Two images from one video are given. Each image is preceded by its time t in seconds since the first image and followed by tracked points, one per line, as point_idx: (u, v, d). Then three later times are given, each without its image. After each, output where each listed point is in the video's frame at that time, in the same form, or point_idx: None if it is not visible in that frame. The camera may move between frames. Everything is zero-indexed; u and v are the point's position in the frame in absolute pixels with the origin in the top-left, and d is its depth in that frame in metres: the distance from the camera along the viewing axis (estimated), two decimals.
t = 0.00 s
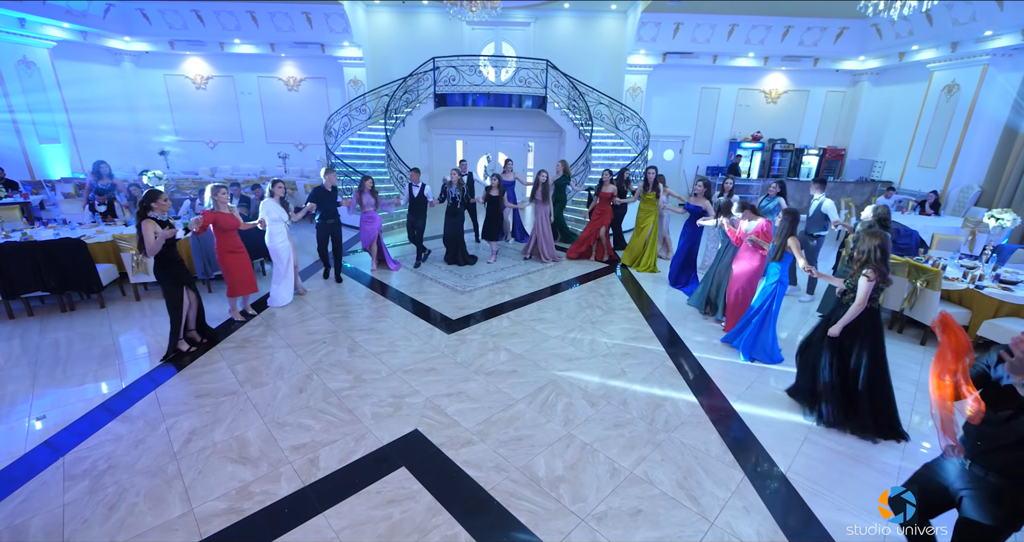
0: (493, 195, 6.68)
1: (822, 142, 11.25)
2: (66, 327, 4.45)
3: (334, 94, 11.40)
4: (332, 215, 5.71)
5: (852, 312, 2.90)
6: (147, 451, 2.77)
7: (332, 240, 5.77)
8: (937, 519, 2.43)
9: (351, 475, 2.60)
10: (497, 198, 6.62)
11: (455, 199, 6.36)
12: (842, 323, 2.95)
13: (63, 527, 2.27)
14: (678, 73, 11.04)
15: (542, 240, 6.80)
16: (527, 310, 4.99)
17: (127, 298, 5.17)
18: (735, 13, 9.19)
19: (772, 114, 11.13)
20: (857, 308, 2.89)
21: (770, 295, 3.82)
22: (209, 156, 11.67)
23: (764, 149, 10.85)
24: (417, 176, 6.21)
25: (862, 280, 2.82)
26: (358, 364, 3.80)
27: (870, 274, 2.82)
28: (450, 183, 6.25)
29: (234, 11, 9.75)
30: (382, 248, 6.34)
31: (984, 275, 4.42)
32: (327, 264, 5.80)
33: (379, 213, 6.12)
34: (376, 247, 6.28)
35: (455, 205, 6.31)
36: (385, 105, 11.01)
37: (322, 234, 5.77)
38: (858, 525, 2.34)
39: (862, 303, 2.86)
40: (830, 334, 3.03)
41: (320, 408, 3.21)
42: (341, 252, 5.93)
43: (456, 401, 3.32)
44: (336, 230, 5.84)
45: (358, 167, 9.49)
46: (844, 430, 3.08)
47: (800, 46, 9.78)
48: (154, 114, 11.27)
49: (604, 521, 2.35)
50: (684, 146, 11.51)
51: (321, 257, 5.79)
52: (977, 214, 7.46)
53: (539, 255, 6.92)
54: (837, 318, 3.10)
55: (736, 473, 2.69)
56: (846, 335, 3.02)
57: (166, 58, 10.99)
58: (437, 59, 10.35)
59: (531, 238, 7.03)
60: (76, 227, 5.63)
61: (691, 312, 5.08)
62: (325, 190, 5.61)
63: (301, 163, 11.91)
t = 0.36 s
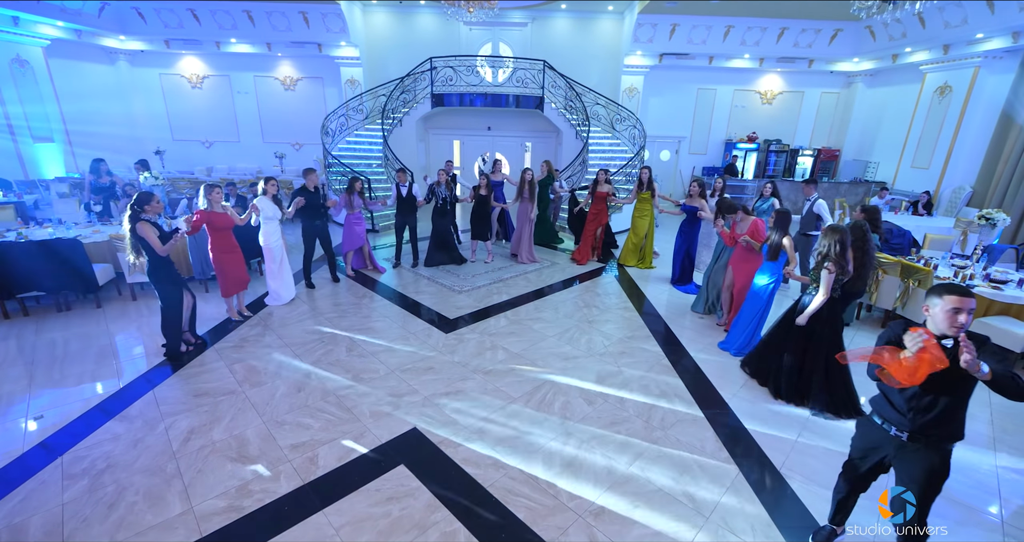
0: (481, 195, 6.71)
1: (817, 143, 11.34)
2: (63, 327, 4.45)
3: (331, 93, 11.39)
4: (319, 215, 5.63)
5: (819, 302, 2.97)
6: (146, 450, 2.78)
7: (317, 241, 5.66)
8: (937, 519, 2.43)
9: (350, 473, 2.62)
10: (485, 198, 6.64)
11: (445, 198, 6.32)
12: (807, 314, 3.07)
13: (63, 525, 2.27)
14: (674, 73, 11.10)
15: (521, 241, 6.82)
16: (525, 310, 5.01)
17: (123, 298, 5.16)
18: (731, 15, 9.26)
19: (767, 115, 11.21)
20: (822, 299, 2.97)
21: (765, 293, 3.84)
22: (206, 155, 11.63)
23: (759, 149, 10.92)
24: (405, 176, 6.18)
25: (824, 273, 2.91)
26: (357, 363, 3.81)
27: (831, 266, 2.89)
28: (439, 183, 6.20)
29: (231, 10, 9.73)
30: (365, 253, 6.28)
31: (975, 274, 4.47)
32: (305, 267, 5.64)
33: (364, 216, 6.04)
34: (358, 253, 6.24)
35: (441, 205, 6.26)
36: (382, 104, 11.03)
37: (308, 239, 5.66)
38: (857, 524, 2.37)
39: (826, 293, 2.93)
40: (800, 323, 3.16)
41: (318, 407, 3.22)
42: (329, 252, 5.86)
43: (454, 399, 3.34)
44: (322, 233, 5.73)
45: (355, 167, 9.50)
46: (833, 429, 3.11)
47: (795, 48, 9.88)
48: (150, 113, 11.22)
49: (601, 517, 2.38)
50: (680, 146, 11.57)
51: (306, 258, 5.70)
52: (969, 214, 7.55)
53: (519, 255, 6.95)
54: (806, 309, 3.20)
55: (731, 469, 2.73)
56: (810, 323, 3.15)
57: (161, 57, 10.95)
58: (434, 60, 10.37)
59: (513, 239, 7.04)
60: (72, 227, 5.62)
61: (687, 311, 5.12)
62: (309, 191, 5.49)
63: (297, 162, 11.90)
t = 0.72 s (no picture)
0: (473, 195, 6.77)
1: (810, 143, 11.46)
2: (60, 327, 4.46)
3: (327, 93, 11.38)
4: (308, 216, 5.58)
5: (791, 290, 3.28)
6: (147, 448, 2.81)
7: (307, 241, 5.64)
8: (938, 518, 2.48)
9: (351, 469, 2.65)
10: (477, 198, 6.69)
11: (438, 197, 6.36)
12: (782, 298, 3.35)
13: (67, 522, 2.30)
14: (669, 74, 11.17)
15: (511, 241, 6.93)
16: (522, 308, 5.06)
17: (121, 298, 5.17)
18: (725, 17, 9.34)
19: (761, 115, 11.31)
20: (795, 287, 3.28)
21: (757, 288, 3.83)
22: (201, 155, 11.60)
23: (753, 150, 11.01)
24: (394, 177, 6.18)
25: (802, 262, 3.23)
26: (356, 362, 3.84)
27: (809, 256, 3.23)
28: (432, 182, 6.24)
29: (226, 10, 9.72)
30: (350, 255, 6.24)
31: (962, 272, 4.55)
32: (303, 269, 5.67)
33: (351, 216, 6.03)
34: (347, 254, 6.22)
35: (435, 204, 6.30)
36: (378, 104, 11.06)
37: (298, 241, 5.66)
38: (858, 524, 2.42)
39: (799, 281, 3.24)
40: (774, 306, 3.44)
41: (319, 404, 3.26)
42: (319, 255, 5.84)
43: (453, 397, 3.38)
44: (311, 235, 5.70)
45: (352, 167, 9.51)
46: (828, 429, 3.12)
47: (788, 49, 10.01)
48: (144, 113, 11.17)
49: (598, 509, 2.43)
50: (675, 146, 11.66)
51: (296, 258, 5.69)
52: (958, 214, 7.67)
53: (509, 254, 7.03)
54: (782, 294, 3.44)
55: (726, 463, 2.78)
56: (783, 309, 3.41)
57: (156, 57, 10.91)
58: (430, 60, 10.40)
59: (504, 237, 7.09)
60: (69, 227, 5.63)
61: (682, 310, 5.19)
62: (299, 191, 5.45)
63: (293, 162, 11.89)
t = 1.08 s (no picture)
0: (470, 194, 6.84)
1: (801, 143, 11.62)
2: (58, 326, 4.47)
3: (322, 93, 11.39)
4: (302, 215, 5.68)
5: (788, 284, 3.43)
6: (149, 444, 2.84)
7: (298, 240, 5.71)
8: (937, 517, 2.51)
9: (352, 463, 2.70)
10: (474, 198, 6.75)
11: (434, 196, 6.44)
12: (782, 292, 3.49)
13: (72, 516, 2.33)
14: (663, 74, 11.27)
15: (506, 239, 7.01)
16: (518, 306, 5.13)
17: (118, 297, 5.19)
18: (718, 18, 9.46)
19: (753, 115, 11.44)
20: (792, 280, 3.42)
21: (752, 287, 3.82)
22: (195, 155, 11.56)
23: (745, 149, 11.14)
24: (391, 177, 6.22)
25: (796, 255, 3.36)
26: (356, 359, 3.89)
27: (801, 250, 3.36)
28: (427, 181, 6.35)
29: (221, 10, 9.71)
30: (346, 253, 6.26)
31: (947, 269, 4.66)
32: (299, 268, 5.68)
33: (348, 215, 6.03)
34: (343, 252, 6.24)
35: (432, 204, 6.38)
36: (374, 104, 11.08)
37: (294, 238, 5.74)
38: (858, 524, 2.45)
39: (794, 274, 3.40)
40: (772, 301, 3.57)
41: (319, 401, 3.30)
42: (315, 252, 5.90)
43: (451, 392, 3.44)
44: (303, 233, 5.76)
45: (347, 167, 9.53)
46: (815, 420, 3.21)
47: (779, 51, 10.16)
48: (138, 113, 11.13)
49: (594, 498, 2.50)
50: (669, 146, 11.78)
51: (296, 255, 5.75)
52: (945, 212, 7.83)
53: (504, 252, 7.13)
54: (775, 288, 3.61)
55: (717, 454, 2.86)
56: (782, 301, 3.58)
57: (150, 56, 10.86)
58: (426, 60, 10.43)
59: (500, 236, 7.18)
60: (65, 227, 5.63)
61: (676, 307, 5.27)
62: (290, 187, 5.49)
63: (289, 162, 11.89)
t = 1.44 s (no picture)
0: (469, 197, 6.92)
1: (789, 146, 11.84)
2: (54, 329, 4.47)
3: (316, 97, 11.44)
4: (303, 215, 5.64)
5: (775, 281, 3.56)
6: (151, 443, 2.87)
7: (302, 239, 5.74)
8: (937, 517, 2.53)
9: (353, 460, 2.74)
10: (473, 200, 6.83)
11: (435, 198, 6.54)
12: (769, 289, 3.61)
13: (76, 514, 2.35)
14: (654, 79, 11.43)
15: (503, 240, 7.08)
16: (514, 307, 5.20)
17: (113, 299, 5.19)
18: (707, 25, 9.68)
19: (742, 119, 11.64)
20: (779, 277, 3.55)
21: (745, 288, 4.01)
22: (189, 158, 11.53)
23: (735, 152, 11.33)
24: (389, 179, 6.29)
25: (783, 254, 3.49)
26: (355, 359, 3.94)
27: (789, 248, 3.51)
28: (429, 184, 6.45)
29: (216, 15, 9.76)
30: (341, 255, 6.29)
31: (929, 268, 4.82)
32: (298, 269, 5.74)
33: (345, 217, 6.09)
34: (339, 254, 6.25)
35: (433, 205, 6.44)
36: (368, 108, 11.12)
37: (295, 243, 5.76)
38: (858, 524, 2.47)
39: (782, 271, 3.53)
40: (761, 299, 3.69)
41: (319, 400, 3.34)
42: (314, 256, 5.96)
43: (449, 391, 3.49)
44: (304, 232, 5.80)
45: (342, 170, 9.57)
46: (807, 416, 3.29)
47: (767, 56, 10.40)
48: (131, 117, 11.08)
49: (591, 491, 2.56)
50: (661, 149, 11.95)
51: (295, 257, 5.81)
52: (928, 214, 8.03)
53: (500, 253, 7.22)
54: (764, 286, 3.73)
55: (709, 448, 2.94)
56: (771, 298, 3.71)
57: (143, 60, 10.84)
58: (420, 65, 10.53)
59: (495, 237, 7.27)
60: (60, 230, 5.63)
61: (669, 306, 5.36)
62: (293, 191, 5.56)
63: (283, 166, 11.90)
